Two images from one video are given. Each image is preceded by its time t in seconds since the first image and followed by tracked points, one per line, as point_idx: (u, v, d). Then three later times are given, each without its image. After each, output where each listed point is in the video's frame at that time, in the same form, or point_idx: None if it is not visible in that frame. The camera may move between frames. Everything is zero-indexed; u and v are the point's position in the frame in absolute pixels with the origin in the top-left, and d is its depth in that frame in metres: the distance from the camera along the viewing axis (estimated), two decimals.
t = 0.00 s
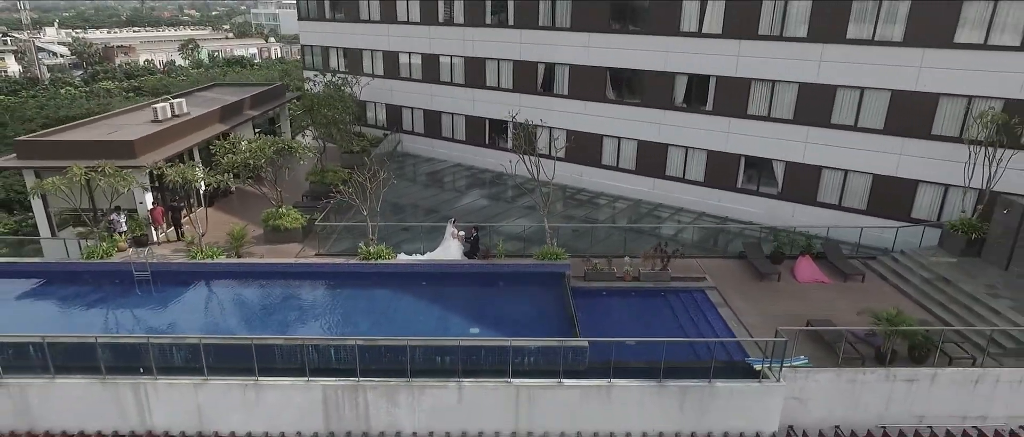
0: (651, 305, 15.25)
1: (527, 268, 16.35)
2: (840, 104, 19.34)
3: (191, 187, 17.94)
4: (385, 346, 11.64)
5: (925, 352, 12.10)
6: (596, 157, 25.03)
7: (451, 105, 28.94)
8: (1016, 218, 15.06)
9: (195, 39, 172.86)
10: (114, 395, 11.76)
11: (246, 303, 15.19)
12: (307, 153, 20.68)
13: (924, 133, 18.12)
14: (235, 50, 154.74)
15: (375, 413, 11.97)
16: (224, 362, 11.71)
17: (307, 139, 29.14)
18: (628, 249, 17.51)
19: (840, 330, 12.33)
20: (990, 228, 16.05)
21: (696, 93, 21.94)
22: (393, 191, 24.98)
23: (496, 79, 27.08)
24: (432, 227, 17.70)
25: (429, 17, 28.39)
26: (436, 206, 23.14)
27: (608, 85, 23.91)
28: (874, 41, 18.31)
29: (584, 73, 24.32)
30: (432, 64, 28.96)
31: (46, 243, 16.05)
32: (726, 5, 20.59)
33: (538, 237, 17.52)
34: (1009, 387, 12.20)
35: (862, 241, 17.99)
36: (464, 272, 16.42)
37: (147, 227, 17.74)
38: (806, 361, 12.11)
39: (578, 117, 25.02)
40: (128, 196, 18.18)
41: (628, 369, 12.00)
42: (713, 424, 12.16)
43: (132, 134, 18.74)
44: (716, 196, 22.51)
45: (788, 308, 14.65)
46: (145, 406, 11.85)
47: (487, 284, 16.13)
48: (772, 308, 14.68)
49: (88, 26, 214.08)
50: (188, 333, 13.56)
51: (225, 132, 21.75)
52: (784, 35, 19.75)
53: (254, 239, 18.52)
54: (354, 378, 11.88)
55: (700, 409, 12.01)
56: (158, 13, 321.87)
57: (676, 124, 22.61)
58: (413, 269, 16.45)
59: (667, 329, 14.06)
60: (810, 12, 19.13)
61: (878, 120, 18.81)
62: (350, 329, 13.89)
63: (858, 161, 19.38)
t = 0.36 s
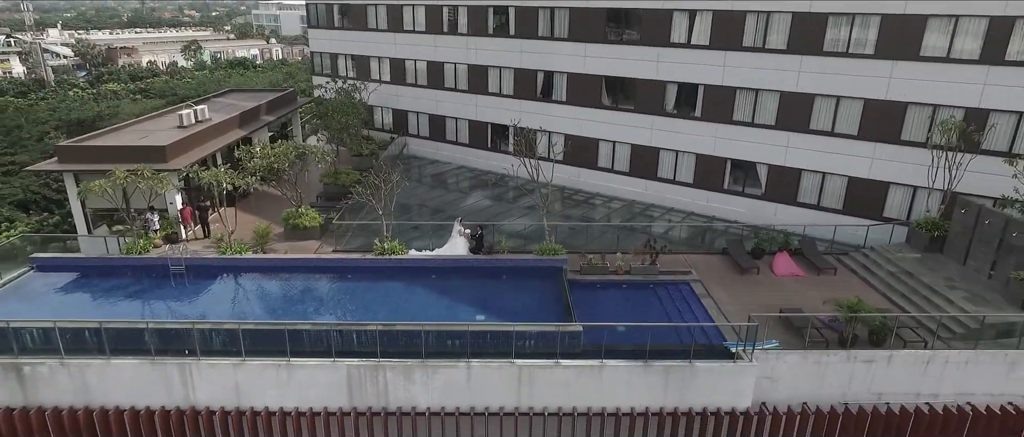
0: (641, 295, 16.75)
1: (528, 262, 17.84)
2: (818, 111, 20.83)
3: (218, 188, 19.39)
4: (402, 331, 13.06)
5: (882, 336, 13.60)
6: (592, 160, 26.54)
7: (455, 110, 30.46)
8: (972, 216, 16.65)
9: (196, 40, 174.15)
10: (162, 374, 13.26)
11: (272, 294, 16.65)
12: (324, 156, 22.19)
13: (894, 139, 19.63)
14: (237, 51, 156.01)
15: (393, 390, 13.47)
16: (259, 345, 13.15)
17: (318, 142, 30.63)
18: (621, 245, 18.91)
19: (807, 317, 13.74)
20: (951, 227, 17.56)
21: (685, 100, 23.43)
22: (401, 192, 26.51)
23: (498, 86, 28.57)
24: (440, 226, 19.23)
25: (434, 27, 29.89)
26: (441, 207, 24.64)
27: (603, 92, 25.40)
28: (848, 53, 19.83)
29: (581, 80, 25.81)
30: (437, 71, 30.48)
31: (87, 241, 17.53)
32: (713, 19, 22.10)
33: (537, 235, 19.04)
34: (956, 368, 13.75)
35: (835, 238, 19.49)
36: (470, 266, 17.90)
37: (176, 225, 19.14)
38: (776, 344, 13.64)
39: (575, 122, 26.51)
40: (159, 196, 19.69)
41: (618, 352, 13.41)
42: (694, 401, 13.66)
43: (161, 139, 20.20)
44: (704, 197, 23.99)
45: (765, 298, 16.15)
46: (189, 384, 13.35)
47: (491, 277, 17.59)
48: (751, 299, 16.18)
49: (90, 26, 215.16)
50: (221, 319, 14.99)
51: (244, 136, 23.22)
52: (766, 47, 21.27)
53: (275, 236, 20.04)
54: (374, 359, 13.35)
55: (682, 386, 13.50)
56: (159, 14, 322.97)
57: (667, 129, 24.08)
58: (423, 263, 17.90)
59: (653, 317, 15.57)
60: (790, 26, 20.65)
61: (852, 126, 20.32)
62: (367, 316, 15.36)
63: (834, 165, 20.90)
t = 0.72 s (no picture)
0: (633, 287, 18.34)
1: (529, 257, 19.29)
2: (799, 118, 22.42)
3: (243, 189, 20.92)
4: (418, 318, 14.60)
5: (847, 322, 15.17)
6: (589, 162, 28.10)
7: (459, 115, 32.02)
8: (935, 215, 18.30)
9: (198, 41, 175.48)
10: (203, 357, 14.82)
11: (295, 286, 18.14)
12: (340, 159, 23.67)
13: (868, 143, 21.22)
14: (240, 53, 157.07)
15: (409, 370, 15.02)
16: (290, 330, 14.70)
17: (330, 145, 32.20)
18: (615, 242, 20.57)
19: (781, 305, 15.31)
20: (917, 225, 19.14)
21: (676, 106, 24.99)
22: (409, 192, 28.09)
23: (500, 92, 30.14)
24: (449, 224, 20.85)
25: (439, 35, 31.46)
26: (447, 206, 26.21)
27: (599, 98, 26.95)
28: (826, 64, 21.40)
29: (579, 87, 27.37)
30: (442, 78, 32.05)
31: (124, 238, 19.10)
32: (701, 31, 23.67)
33: (537, 233, 20.72)
34: (914, 351, 15.33)
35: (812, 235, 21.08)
36: (476, 260, 19.33)
37: (204, 224, 20.77)
38: (752, 330, 15.23)
39: (573, 126, 28.06)
40: (187, 197, 21.33)
41: (611, 337, 14.98)
42: (679, 381, 15.19)
43: (189, 144, 21.75)
44: (694, 197, 25.56)
45: (746, 290, 17.71)
46: (227, 365, 14.92)
47: (495, 270, 19.04)
48: (733, 290, 17.75)
49: (89, 28, 215.22)
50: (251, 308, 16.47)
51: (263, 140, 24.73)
52: (750, 58, 22.84)
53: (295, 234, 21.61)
54: (392, 343, 14.90)
55: (667, 367, 15.04)
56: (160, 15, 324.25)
57: (659, 134, 25.64)
58: (433, 257, 19.36)
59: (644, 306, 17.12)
60: (772, 38, 22.22)
61: (830, 131, 21.89)
62: (383, 306, 16.84)
63: (814, 167, 22.48)
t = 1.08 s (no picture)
0: (626, 278, 20.03)
1: (531, 251, 20.84)
2: (781, 123, 24.10)
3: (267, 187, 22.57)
4: (431, 305, 16.23)
5: (819, 310, 16.82)
6: (587, 164, 29.74)
7: (463, 118, 33.65)
8: (903, 213, 19.98)
9: (200, 43, 176.87)
10: (238, 340, 16.46)
11: (316, 278, 19.71)
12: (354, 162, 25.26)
13: (844, 147, 22.92)
14: (242, 55, 158.29)
15: (423, 353, 16.66)
16: (316, 316, 16.32)
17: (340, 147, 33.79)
18: (611, 238, 22.25)
19: (759, 294, 16.96)
20: (888, 222, 20.82)
21: (668, 112, 26.65)
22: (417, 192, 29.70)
23: (502, 97, 31.78)
24: (457, 222, 22.53)
25: (444, 43, 33.11)
26: (454, 206, 27.85)
27: (596, 103, 28.60)
28: (806, 73, 23.08)
29: (577, 93, 29.02)
30: (447, 83, 33.69)
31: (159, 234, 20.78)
32: (691, 41, 25.31)
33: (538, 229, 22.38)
34: (879, 335, 17.00)
35: (793, 232, 22.73)
36: (482, 254, 20.87)
37: (229, 221, 22.43)
38: (732, 317, 16.91)
39: (571, 130, 29.69)
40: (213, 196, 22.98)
41: (606, 323, 16.63)
42: (667, 362, 16.80)
43: (214, 147, 23.37)
44: (685, 197, 27.23)
45: (729, 281, 19.38)
46: (260, 347, 16.56)
47: (500, 263, 20.58)
48: (717, 282, 19.40)
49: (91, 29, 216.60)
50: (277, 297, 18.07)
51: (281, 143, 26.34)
52: (737, 67, 24.50)
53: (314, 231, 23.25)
54: (409, 328, 16.53)
55: (657, 349, 16.64)
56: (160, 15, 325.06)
57: (652, 137, 27.29)
58: (442, 252, 20.91)
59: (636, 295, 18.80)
60: (757, 49, 23.89)
61: (810, 135, 23.58)
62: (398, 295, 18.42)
63: (796, 169, 24.17)
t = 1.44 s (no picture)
0: (620, 269, 21.75)
1: (533, 245, 22.56)
2: (765, 127, 25.86)
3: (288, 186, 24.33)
4: (443, 292, 17.95)
5: (794, 297, 18.56)
6: (585, 164, 31.48)
7: (467, 121, 35.38)
8: (875, 209, 21.74)
9: (202, 44, 178.36)
10: (268, 325, 18.16)
11: (335, 269, 21.42)
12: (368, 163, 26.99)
13: (823, 149, 24.70)
14: (243, 56, 159.55)
15: (436, 336, 18.38)
16: (339, 303, 18.03)
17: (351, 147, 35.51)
18: (606, 233, 23.96)
19: (740, 283, 18.70)
20: (862, 218, 22.58)
21: (661, 116, 28.40)
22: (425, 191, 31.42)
23: (505, 101, 33.51)
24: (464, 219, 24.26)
25: (449, 50, 34.81)
26: (459, 204, 29.57)
27: (593, 107, 30.34)
28: (787, 80, 24.85)
29: (575, 98, 30.75)
30: (452, 88, 35.41)
31: (188, 231, 22.49)
32: (682, 50, 27.05)
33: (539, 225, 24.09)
34: (849, 320, 18.76)
35: (776, 228, 24.49)
36: (488, 247, 22.59)
37: (252, 218, 24.22)
38: (716, 304, 18.65)
39: (570, 132, 31.43)
40: (237, 193, 24.67)
41: (601, 309, 18.36)
42: (657, 344, 18.53)
43: (237, 149, 25.09)
44: (677, 195, 28.99)
45: (715, 272, 21.13)
46: (288, 331, 18.26)
47: (504, 255, 22.29)
48: (704, 273, 21.16)
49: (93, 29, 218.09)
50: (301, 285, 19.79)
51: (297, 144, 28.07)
52: (724, 74, 26.25)
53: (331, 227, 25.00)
54: (423, 313, 18.25)
55: (647, 333, 18.37)
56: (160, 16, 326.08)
57: (646, 139, 29.03)
58: (451, 245, 22.62)
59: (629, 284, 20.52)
60: (742, 57, 25.64)
61: (792, 138, 25.34)
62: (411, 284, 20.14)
63: (779, 169, 25.93)
